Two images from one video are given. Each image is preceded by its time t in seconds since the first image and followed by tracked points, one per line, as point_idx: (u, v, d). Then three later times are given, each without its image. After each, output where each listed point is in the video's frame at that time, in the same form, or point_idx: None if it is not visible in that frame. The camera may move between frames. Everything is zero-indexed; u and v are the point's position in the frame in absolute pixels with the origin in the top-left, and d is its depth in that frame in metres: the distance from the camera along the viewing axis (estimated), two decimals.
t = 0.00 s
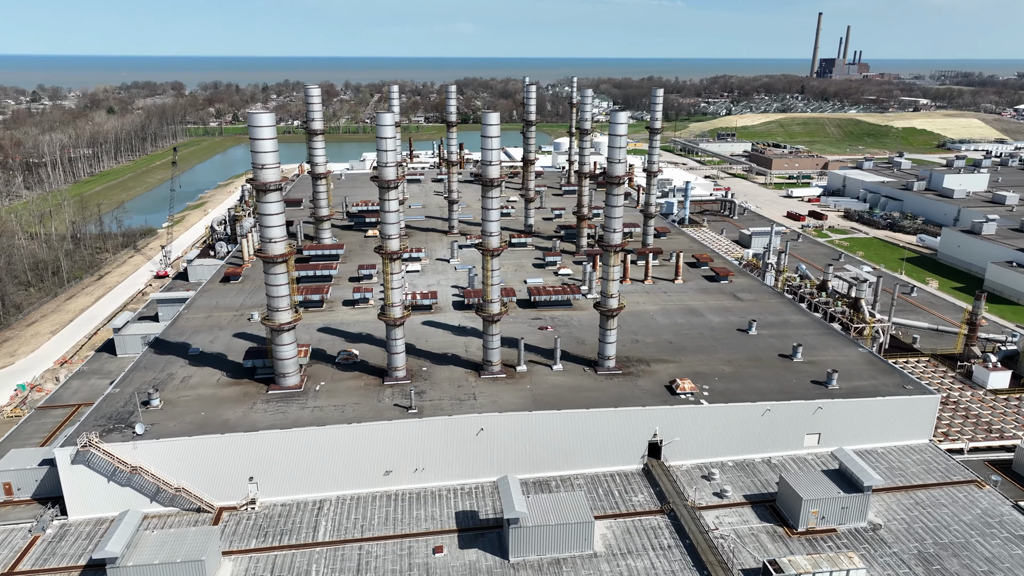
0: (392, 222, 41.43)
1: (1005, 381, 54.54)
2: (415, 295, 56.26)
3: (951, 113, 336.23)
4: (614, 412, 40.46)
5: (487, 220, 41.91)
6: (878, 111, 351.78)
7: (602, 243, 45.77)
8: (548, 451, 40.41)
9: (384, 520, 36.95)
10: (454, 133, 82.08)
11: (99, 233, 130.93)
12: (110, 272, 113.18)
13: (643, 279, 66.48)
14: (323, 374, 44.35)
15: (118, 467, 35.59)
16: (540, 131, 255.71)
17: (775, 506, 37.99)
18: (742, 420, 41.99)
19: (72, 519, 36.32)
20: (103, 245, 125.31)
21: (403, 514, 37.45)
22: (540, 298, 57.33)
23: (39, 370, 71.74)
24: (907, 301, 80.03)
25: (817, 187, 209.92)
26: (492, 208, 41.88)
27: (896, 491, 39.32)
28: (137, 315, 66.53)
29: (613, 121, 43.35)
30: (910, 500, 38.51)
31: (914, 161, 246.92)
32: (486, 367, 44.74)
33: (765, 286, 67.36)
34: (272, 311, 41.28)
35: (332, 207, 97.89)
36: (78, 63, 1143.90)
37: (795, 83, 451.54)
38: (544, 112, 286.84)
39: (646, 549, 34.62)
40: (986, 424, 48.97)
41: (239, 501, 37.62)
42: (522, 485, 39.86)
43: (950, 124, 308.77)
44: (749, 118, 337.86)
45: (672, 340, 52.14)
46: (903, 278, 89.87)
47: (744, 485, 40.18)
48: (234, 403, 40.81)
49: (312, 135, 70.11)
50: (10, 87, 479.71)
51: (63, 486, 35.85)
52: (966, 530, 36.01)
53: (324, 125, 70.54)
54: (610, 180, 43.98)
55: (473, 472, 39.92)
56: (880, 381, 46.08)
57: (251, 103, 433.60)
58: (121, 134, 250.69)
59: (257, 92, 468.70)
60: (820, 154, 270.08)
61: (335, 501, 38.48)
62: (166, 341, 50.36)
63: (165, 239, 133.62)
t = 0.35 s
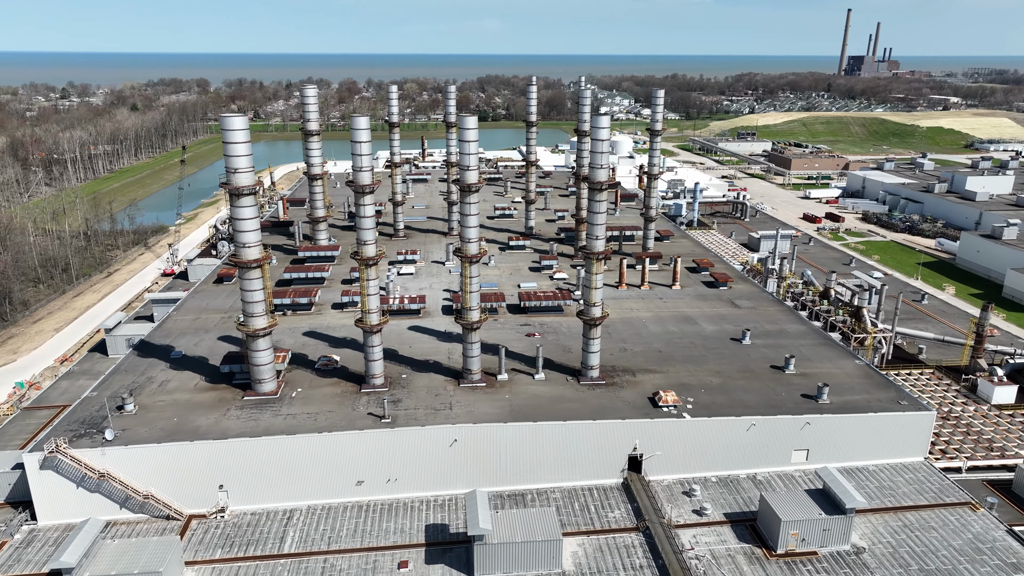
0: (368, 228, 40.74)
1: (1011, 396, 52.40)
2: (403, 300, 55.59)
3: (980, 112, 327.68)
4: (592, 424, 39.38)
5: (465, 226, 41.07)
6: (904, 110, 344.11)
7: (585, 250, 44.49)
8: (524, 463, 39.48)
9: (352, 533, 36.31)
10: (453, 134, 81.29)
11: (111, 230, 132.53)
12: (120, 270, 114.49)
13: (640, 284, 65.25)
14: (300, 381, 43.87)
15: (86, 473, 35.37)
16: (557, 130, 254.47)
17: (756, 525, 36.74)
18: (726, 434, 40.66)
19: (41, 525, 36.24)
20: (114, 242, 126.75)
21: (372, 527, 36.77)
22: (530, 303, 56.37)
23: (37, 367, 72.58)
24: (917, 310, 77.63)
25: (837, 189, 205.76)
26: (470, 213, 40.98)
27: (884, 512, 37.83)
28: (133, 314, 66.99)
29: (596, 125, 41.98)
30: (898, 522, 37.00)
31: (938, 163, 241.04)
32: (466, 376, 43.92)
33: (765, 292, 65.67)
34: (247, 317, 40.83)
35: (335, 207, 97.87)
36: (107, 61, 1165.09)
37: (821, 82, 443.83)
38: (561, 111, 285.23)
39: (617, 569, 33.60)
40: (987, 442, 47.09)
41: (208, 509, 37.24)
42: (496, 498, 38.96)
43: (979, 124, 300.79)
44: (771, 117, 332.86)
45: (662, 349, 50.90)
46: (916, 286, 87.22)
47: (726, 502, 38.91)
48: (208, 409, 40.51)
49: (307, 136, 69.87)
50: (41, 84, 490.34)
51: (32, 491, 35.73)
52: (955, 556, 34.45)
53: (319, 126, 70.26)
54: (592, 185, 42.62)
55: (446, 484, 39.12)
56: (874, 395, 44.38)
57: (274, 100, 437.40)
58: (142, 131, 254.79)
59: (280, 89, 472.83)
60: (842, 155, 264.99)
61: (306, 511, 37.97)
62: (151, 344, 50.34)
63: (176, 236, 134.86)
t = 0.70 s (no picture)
0: (344, 233, 40.10)
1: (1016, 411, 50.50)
2: (391, 303, 55.11)
3: (1010, 112, 319.08)
4: (569, 436, 38.49)
5: (442, 232, 40.34)
6: (931, 109, 336.47)
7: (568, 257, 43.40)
8: (499, 475, 38.74)
9: (320, 543, 35.83)
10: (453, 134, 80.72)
11: (123, 227, 134.01)
12: (129, 267, 115.77)
13: (636, 289, 64.17)
14: (277, 387, 43.45)
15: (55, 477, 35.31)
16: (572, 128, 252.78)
17: (734, 544, 35.66)
18: (708, 449, 39.49)
19: (12, 528, 36.27)
20: (125, 239, 128.41)
21: (340, 538, 36.24)
22: (519, 309, 55.59)
23: (37, 364, 73.35)
24: (926, 318, 75.32)
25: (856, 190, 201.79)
26: (447, 219, 40.15)
27: (868, 533, 36.58)
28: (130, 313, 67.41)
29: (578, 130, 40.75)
30: (883, 544, 35.70)
31: (963, 163, 235.21)
32: (445, 384, 43.25)
33: (765, 299, 64.06)
34: (223, 322, 40.54)
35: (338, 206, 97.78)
36: (136, 58, 1184.89)
37: (847, 79, 435.62)
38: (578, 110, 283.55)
39: None
40: (985, 459, 45.34)
41: (179, 516, 37.02)
42: (470, 510, 38.26)
43: (1008, 124, 292.93)
44: (792, 115, 327.48)
45: (650, 358, 49.77)
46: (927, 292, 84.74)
47: (705, 519, 37.82)
48: (183, 413, 40.28)
49: (304, 137, 69.73)
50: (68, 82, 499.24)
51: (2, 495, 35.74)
52: None
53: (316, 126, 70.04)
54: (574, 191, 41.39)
55: (419, 495, 38.50)
56: (867, 409, 42.91)
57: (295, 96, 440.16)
58: (161, 127, 257.92)
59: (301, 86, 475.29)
60: (863, 154, 259.69)
61: (277, 519, 37.61)
62: (137, 345, 50.37)
63: (186, 234, 136.04)
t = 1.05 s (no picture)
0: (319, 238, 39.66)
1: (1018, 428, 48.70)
2: (378, 307, 54.69)
3: None
4: (543, 448, 37.65)
5: (419, 237, 39.69)
6: (957, 108, 328.97)
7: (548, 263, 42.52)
8: (474, 487, 38.05)
9: (288, 553, 35.41)
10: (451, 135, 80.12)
11: (134, 225, 135.46)
12: (138, 265, 116.97)
13: (630, 295, 63.12)
14: (255, 392, 43.18)
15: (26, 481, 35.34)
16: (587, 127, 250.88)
17: (708, 564, 34.66)
18: (687, 463, 38.45)
19: None
20: (136, 237, 129.79)
21: (308, 548, 35.78)
22: (507, 314, 54.84)
23: (38, 362, 74.25)
24: (934, 326, 73.10)
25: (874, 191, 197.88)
26: (424, 225, 39.35)
27: (850, 554, 35.36)
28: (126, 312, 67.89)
29: (556, 134, 39.78)
30: (864, 567, 34.46)
31: (987, 165, 229.51)
32: (423, 392, 42.67)
33: (763, 306, 62.52)
34: (199, 326, 40.40)
35: (340, 206, 97.68)
36: (162, 55, 1200.82)
37: (872, 77, 427.48)
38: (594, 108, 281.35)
39: None
40: (981, 478, 43.75)
41: (149, 522, 36.87)
42: (441, 521, 37.63)
43: None
44: (814, 114, 321.99)
45: (637, 366, 48.72)
46: (938, 299, 82.37)
47: (681, 536, 36.83)
48: (158, 418, 40.15)
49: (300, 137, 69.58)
50: (96, 77, 506.55)
51: None
52: None
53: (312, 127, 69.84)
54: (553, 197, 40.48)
55: (391, 505, 37.95)
56: (856, 424, 41.50)
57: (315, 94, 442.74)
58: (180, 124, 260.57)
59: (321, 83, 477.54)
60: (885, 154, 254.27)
61: (247, 527, 37.28)
62: (123, 347, 50.48)
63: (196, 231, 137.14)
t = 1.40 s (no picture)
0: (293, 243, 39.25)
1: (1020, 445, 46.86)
2: (365, 310, 54.29)
3: None
4: (516, 460, 36.93)
5: (394, 243, 39.11)
6: (986, 107, 320.77)
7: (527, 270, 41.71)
8: (445, 497, 37.46)
9: (255, 561, 35.05)
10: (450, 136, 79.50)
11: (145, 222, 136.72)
12: (146, 263, 118.05)
13: (624, 300, 62.14)
14: (231, 398, 42.92)
15: None
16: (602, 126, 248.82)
17: None
18: (663, 478, 37.49)
19: None
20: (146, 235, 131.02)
21: (274, 556, 35.36)
22: (495, 319, 54.15)
23: (39, 359, 75.23)
24: (940, 336, 70.96)
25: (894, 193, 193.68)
26: (398, 230, 38.81)
27: None
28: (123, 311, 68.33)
29: (533, 139, 38.93)
30: None
31: (1013, 166, 223.42)
32: (399, 399, 42.13)
33: (760, 313, 61.08)
34: (175, 330, 40.23)
35: (343, 206, 97.62)
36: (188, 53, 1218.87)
37: (900, 76, 418.83)
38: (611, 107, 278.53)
39: None
40: (975, 497, 42.15)
41: (120, 528, 36.77)
42: (412, 532, 37.08)
43: None
44: (837, 113, 316.37)
45: (621, 375, 47.64)
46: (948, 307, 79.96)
47: (655, 552, 35.88)
48: (132, 422, 40.01)
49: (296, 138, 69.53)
50: (124, 75, 514.43)
51: None
52: None
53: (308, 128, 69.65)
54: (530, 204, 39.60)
55: (361, 515, 37.50)
56: (843, 440, 40.12)
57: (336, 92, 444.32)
58: (199, 121, 263.42)
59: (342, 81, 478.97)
60: (908, 155, 248.85)
61: (217, 533, 37.02)
62: (109, 348, 50.58)
63: (206, 229, 137.92)
